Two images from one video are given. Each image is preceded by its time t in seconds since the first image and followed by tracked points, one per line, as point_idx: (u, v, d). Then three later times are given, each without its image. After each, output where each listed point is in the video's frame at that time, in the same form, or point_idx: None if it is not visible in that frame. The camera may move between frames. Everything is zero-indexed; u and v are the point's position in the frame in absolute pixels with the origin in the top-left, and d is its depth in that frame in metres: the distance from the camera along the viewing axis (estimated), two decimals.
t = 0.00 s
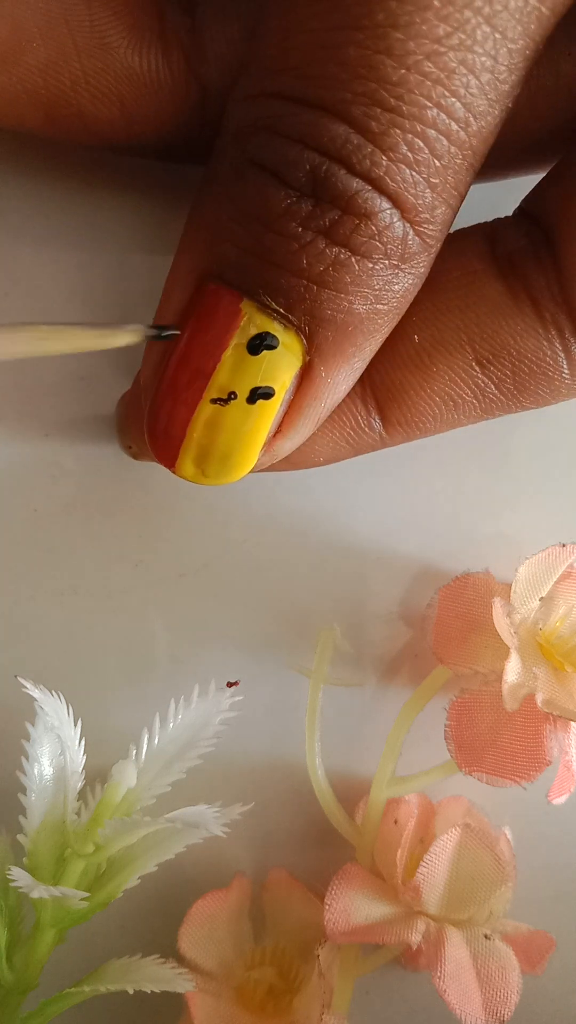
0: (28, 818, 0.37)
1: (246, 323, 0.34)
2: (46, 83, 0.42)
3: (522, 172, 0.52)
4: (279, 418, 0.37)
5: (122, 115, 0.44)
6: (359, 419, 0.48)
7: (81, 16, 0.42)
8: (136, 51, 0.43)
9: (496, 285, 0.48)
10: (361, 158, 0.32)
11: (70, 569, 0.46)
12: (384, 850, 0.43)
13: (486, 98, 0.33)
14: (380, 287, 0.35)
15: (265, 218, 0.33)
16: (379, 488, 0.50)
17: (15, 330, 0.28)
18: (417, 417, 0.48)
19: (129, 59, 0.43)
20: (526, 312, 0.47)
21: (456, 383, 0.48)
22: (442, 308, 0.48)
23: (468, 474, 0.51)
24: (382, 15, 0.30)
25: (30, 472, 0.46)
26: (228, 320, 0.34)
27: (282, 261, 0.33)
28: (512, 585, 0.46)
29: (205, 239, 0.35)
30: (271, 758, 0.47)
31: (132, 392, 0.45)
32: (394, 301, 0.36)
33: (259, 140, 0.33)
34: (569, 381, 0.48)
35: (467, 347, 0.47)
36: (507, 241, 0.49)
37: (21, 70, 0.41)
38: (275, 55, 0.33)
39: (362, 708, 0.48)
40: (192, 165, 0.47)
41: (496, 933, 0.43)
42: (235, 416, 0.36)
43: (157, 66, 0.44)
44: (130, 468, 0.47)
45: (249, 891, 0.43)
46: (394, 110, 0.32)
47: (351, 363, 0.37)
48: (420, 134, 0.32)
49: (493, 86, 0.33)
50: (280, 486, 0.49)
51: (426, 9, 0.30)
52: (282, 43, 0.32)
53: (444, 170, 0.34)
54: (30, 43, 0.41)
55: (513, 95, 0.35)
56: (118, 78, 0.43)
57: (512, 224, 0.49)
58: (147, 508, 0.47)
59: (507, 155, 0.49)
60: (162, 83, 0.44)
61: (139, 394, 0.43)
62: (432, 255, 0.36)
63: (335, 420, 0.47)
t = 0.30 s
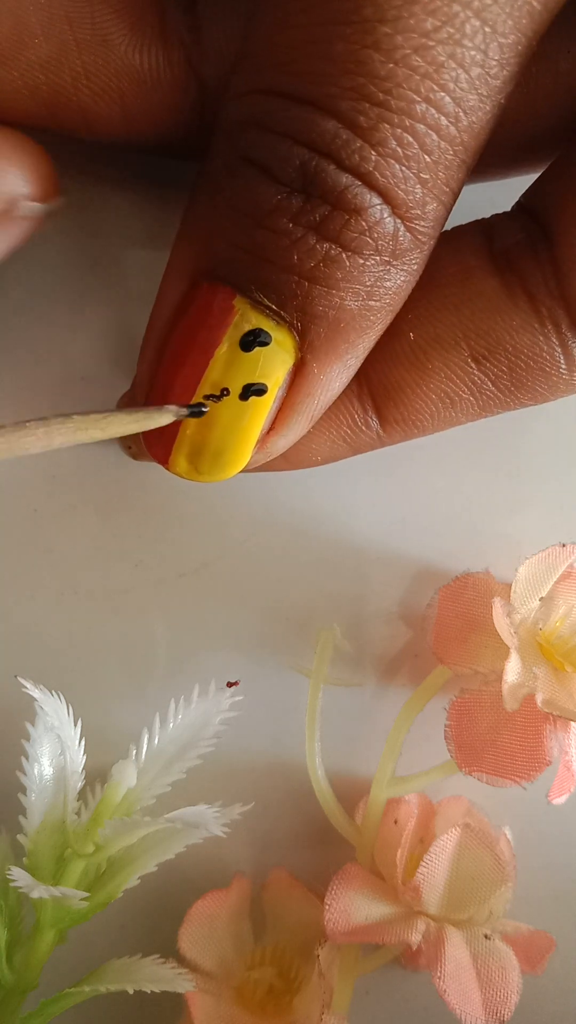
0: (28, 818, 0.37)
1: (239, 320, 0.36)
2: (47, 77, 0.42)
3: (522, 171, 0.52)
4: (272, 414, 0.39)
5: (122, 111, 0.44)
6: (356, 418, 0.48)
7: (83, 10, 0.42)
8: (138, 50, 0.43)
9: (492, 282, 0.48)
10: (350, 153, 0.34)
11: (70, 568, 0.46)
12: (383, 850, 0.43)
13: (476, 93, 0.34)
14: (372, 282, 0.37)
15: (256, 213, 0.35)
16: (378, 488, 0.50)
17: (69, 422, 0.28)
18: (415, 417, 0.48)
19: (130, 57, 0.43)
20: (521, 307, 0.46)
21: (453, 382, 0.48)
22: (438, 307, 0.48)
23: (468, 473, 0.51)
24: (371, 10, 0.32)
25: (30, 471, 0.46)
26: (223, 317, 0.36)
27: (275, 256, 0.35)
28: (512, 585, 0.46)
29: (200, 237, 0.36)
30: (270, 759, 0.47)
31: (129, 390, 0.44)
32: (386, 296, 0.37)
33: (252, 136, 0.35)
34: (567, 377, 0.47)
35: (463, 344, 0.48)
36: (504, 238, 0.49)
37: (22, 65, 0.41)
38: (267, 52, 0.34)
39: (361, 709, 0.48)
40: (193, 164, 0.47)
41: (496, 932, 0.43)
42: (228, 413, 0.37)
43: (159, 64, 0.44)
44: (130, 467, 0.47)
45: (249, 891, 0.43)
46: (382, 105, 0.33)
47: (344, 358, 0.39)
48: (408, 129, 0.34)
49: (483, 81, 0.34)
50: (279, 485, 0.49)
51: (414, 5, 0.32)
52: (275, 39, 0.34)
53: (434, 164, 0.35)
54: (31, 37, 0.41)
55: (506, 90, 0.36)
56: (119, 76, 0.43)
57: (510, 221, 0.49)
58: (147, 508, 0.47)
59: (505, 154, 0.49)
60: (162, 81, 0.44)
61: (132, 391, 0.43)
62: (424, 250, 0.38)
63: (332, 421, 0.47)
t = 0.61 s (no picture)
0: (28, 817, 0.37)
1: (231, 316, 0.36)
2: (49, 68, 0.43)
3: (522, 172, 0.52)
4: (266, 413, 0.39)
5: (122, 104, 0.45)
6: (353, 417, 0.48)
7: (86, 7, 0.43)
8: (139, 44, 0.44)
9: (490, 283, 0.48)
10: (342, 150, 0.34)
11: (70, 568, 0.46)
12: (383, 850, 0.43)
13: (468, 91, 0.34)
14: (364, 281, 0.37)
15: (250, 212, 0.35)
16: (378, 488, 0.50)
17: (79, 408, 0.30)
18: (412, 417, 0.48)
19: (132, 51, 0.44)
20: (519, 307, 0.46)
21: (450, 383, 0.48)
22: (435, 307, 0.48)
23: (468, 474, 0.51)
24: (361, 9, 0.32)
25: (30, 471, 0.46)
26: (216, 314, 0.36)
27: (268, 254, 0.35)
28: (512, 585, 0.46)
29: (196, 235, 0.37)
30: (270, 759, 0.47)
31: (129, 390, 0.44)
32: (379, 295, 0.37)
33: (246, 135, 0.35)
34: (566, 377, 0.47)
35: (460, 344, 0.48)
36: (502, 238, 0.49)
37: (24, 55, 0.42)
38: (261, 51, 0.34)
39: (362, 709, 0.48)
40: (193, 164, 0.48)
41: (496, 933, 0.43)
42: (220, 409, 0.37)
43: (161, 58, 0.44)
44: (129, 467, 0.47)
45: (249, 891, 0.43)
46: (374, 102, 0.33)
47: (337, 357, 0.39)
48: (399, 127, 0.34)
49: (475, 79, 0.34)
50: (278, 485, 0.49)
51: (404, 4, 0.32)
52: (269, 39, 0.34)
53: (426, 162, 0.35)
54: (34, 28, 0.42)
55: (500, 90, 0.36)
56: (120, 69, 0.44)
57: (509, 222, 0.49)
58: (147, 508, 0.47)
59: (504, 154, 0.49)
60: (163, 77, 0.45)
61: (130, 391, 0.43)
62: (418, 250, 0.38)
63: (330, 421, 0.47)
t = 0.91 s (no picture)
0: (28, 817, 0.37)
1: (231, 317, 0.36)
2: (48, 68, 0.43)
3: (522, 173, 0.52)
4: (265, 413, 0.39)
5: (121, 105, 0.45)
6: (353, 417, 0.48)
7: (84, 7, 0.43)
8: (138, 45, 0.44)
9: (489, 283, 0.48)
10: (341, 151, 0.34)
11: (70, 568, 0.46)
12: (383, 850, 0.43)
13: (467, 93, 0.34)
14: (363, 281, 0.37)
15: (249, 212, 0.35)
16: (378, 489, 0.50)
17: (90, 398, 0.31)
18: (412, 417, 0.48)
19: (131, 52, 0.44)
20: (518, 308, 0.46)
21: (450, 383, 0.48)
22: (435, 307, 0.48)
23: (468, 474, 0.51)
24: (360, 10, 0.32)
25: (30, 471, 0.46)
26: (216, 315, 0.36)
27: (267, 254, 0.35)
28: (512, 585, 0.46)
29: (196, 235, 0.37)
30: (270, 759, 0.47)
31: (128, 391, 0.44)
32: (378, 295, 0.37)
33: (245, 135, 0.35)
34: (565, 378, 0.47)
35: (460, 344, 0.48)
36: (502, 239, 0.49)
37: (22, 54, 0.42)
38: (260, 51, 0.34)
39: (361, 709, 0.48)
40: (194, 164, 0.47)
41: (497, 933, 0.43)
42: (219, 410, 0.37)
43: (159, 60, 0.44)
44: (129, 467, 0.47)
45: (249, 891, 0.43)
46: (373, 103, 0.33)
47: (337, 357, 0.39)
48: (399, 128, 0.34)
49: (475, 81, 0.34)
50: (279, 485, 0.49)
51: (404, 5, 0.32)
52: (268, 39, 0.34)
53: (426, 163, 0.35)
54: (32, 28, 0.42)
55: (499, 91, 0.36)
56: (119, 70, 0.44)
57: (508, 223, 0.49)
58: (147, 508, 0.47)
59: (504, 154, 0.49)
60: (162, 78, 0.45)
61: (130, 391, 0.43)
62: (417, 250, 0.38)
63: (329, 421, 0.47)
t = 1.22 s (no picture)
0: (28, 818, 0.37)
1: (232, 316, 0.36)
2: (47, 68, 0.43)
3: (522, 173, 0.52)
4: (265, 413, 0.39)
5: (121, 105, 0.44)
6: (353, 417, 0.48)
7: (84, 7, 0.43)
8: (137, 45, 0.44)
9: (489, 283, 0.48)
10: (342, 151, 0.34)
11: (70, 568, 0.46)
12: (383, 850, 0.43)
13: (468, 93, 0.34)
14: (364, 282, 0.37)
15: (249, 212, 0.35)
16: (378, 489, 0.50)
17: (89, 403, 0.31)
18: (412, 417, 0.48)
19: (130, 52, 0.44)
20: (518, 308, 0.46)
21: (450, 383, 0.48)
22: (435, 307, 0.48)
23: (467, 474, 0.51)
24: (361, 10, 0.32)
25: (30, 471, 0.46)
26: (216, 315, 0.36)
27: (268, 254, 0.35)
28: (512, 585, 0.46)
29: (196, 235, 0.37)
30: (270, 759, 0.47)
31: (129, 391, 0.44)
32: (379, 295, 0.37)
33: (245, 136, 0.35)
34: (565, 378, 0.47)
35: (460, 344, 0.48)
36: (502, 239, 0.49)
37: (22, 54, 0.42)
38: (260, 51, 0.34)
39: (361, 709, 0.48)
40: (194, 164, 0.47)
41: (496, 933, 0.43)
42: (220, 410, 0.37)
43: (158, 60, 0.44)
44: (130, 467, 0.47)
45: (249, 891, 0.43)
46: (374, 103, 0.33)
47: (337, 357, 0.39)
48: (400, 128, 0.34)
49: (475, 81, 0.34)
50: (279, 485, 0.49)
51: (404, 5, 0.32)
52: (268, 39, 0.34)
53: (427, 163, 0.35)
54: (31, 28, 0.42)
55: (499, 91, 0.36)
56: (118, 70, 0.44)
57: (508, 223, 0.49)
58: (147, 508, 0.47)
59: (504, 154, 0.49)
60: (162, 78, 0.45)
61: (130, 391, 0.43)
62: (418, 250, 0.38)
63: (329, 421, 0.47)
